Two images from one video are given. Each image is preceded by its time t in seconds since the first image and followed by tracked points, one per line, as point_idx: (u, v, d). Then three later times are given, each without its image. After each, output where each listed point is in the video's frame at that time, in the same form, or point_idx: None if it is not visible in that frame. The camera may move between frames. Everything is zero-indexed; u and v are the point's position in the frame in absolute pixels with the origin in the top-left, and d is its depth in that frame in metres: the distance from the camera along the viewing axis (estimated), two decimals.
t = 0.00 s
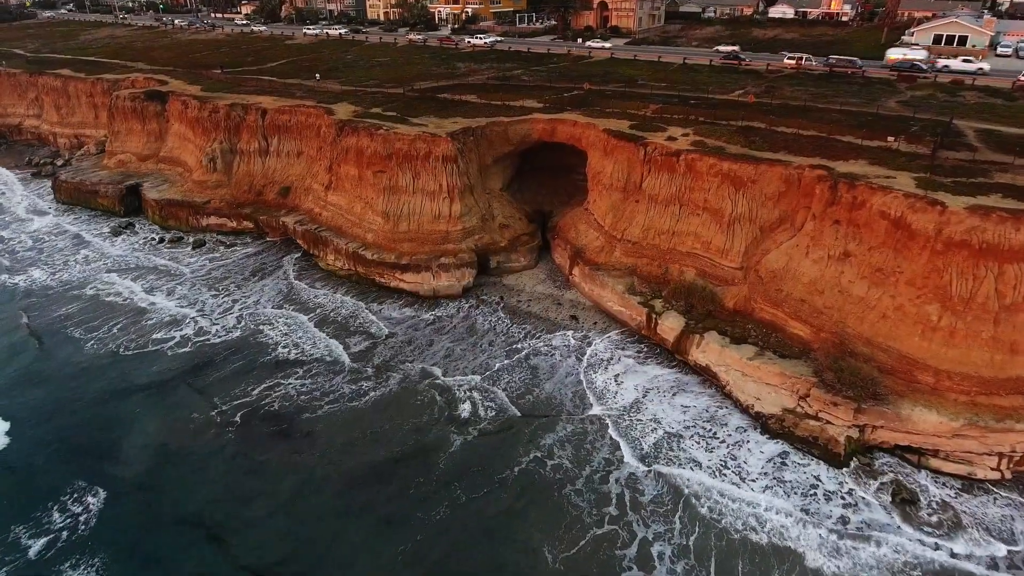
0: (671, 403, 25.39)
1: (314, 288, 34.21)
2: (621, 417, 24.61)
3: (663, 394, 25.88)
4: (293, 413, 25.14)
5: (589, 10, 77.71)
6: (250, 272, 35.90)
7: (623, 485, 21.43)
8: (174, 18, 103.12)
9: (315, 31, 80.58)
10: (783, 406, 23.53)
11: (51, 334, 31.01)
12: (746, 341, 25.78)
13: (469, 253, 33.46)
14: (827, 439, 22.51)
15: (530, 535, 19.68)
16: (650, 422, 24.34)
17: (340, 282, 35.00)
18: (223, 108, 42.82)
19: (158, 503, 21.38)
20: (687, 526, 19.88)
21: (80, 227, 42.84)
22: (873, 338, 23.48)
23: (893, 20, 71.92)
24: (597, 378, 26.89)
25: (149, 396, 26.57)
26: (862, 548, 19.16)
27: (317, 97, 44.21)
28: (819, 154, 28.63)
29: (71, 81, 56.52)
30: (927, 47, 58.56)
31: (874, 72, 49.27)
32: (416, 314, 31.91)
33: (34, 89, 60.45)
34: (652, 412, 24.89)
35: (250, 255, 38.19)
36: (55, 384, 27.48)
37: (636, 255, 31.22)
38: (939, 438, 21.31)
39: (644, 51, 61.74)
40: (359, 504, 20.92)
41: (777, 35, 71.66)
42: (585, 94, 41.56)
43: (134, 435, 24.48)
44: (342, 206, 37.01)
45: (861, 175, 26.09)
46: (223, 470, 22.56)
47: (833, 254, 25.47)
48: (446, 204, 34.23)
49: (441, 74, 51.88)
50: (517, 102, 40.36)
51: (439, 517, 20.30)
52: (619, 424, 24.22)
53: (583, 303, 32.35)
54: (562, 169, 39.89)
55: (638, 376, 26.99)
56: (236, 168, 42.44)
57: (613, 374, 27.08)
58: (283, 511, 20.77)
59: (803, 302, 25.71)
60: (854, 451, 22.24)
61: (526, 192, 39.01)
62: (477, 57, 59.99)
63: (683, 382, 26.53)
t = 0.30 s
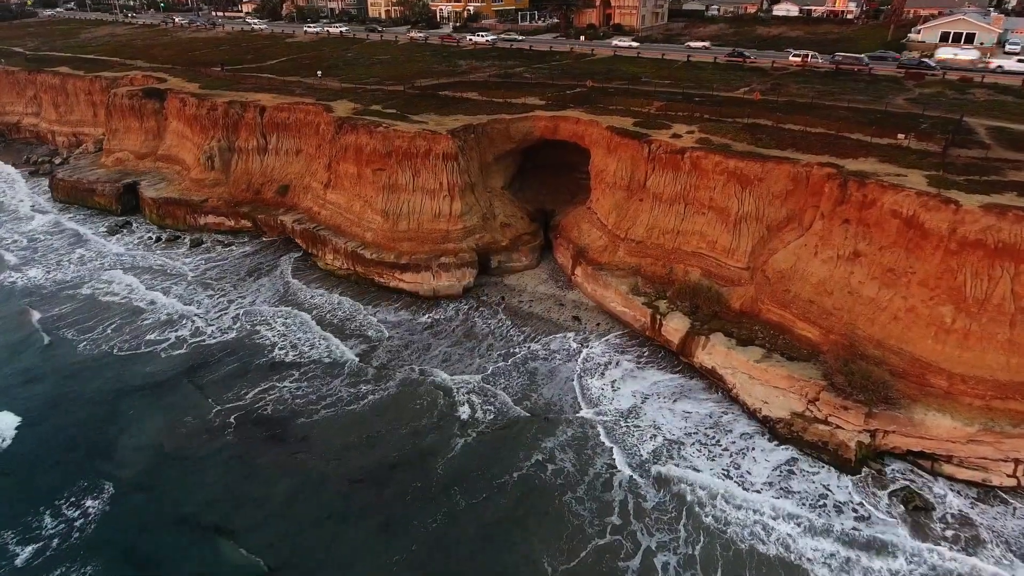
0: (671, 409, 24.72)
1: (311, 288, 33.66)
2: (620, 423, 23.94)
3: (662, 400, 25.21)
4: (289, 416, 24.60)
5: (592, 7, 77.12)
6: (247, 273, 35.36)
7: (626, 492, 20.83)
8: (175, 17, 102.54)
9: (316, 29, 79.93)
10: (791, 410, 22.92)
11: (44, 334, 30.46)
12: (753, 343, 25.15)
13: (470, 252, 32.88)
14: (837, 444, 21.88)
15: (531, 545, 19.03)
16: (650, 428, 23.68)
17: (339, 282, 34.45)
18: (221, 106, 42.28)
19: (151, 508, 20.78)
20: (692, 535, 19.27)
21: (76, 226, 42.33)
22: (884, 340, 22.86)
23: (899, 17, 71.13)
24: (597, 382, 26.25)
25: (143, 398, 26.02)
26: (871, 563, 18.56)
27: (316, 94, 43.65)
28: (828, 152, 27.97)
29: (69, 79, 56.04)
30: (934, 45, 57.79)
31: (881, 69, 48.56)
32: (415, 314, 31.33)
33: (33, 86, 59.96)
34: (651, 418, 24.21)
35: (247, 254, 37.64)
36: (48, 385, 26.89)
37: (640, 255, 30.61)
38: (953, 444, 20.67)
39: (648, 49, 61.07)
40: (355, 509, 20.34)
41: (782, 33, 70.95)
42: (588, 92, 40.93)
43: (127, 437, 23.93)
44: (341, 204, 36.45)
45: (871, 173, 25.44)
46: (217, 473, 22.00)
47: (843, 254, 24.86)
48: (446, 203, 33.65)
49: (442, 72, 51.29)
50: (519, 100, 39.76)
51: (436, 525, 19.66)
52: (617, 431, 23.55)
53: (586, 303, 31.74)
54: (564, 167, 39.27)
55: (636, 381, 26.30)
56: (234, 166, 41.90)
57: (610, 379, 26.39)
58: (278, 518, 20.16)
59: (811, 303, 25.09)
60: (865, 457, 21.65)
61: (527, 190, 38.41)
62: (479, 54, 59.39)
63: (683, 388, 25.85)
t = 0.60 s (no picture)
0: (672, 415, 24.06)
1: (307, 289, 33.10)
2: (615, 431, 23.21)
3: (660, 406, 24.52)
4: (285, 420, 24.05)
5: (594, 5, 76.53)
6: (244, 273, 34.81)
7: (628, 500, 20.24)
8: (175, 15, 102.02)
9: (316, 27, 79.39)
10: (800, 414, 22.32)
11: (37, 334, 29.91)
12: (760, 345, 24.55)
13: (470, 252, 32.29)
14: (847, 449, 21.28)
15: (531, 556, 18.40)
16: (648, 435, 23.00)
17: (337, 282, 33.89)
18: (219, 103, 41.75)
19: (142, 513, 20.20)
20: (696, 546, 18.67)
21: (72, 225, 41.80)
22: (896, 342, 22.26)
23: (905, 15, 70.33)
24: (597, 385, 25.61)
25: (136, 400, 25.45)
26: None
27: (315, 91, 43.09)
28: (836, 149, 27.35)
29: (67, 77, 55.53)
30: (940, 43, 57.00)
31: (888, 66, 47.82)
32: (415, 315, 30.76)
33: (30, 85, 59.45)
34: (648, 425, 23.51)
35: (243, 254, 37.10)
36: (40, 386, 26.34)
37: (644, 255, 30.00)
38: (967, 449, 20.04)
39: (651, 46, 60.42)
40: (351, 516, 19.76)
41: (786, 31, 70.25)
42: (590, 89, 40.32)
43: (119, 441, 23.35)
44: (340, 203, 35.88)
45: (882, 170, 24.82)
46: (210, 478, 21.43)
47: (852, 254, 24.26)
48: (446, 202, 33.06)
49: (443, 69, 50.71)
50: (520, 97, 39.18)
51: (435, 534, 19.05)
52: (612, 439, 22.81)
53: (588, 304, 31.13)
54: (567, 166, 38.67)
55: (634, 386, 25.59)
56: (231, 165, 41.34)
57: (605, 385, 25.64)
58: (272, 524, 19.57)
59: (819, 304, 24.47)
60: (877, 462, 21.02)
61: (529, 189, 37.80)
62: (480, 52, 58.81)
63: (683, 394, 25.14)
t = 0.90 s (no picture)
0: (673, 422, 23.38)
1: (304, 290, 32.52)
2: (613, 439, 22.50)
3: (660, 413, 23.82)
4: (280, 424, 23.47)
5: (596, 2, 75.96)
6: (240, 273, 34.26)
7: (629, 510, 19.61)
8: (175, 13, 101.47)
9: (316, 25, 78.83)
10: (810, 418, 21.70)
11: (30, 335, 29.34)
12: (768, 347, 23.93)
13: (470, 251, 31.68)
14: (859, 454, 20.68)
15: (531, 569, 17.78)
16: (648, 443, 22.34)
17: (336, 282, 33.32)
18: (216, 101, 41.19)
19: (134, 519, 19.63)
20: (701, 560, 18.05)
21: (68, 224, 41.27)
22: (909, 345, 21.65)
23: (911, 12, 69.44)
24: (596, 391, 24.94)
25: (128, 403, 24.83)
26: None
27: (313, 89, 42.50)
28: (846, 147, 26.70)
29: (64, 75, 54.96)
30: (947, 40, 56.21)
31: (894, 63, 47.07)
32: (414, 316, 30.14)
33: (28, 83, 58.90)
34: (648, 432, 22.83)
35: (240, 254, 36.54)
36: (31, 388, 25.77)
37: (648, 255, 29.38)
38: (983, 456, 19.40)
39: (654, 44, 59.80)
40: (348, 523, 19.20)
41: (790, 28, 69.54)
42: (593, 86, 39.69)
43: (111, 444, 22.78)
44: (338, 202, 35.30)
45: (893, 168, 24.16)
46: (203, 483, 20.84)
47: (862, 254, 23.65)
48: (446, 200, 32.46)
49: (443, 67, 50.11)
50: (522, 94, 38.55)
51: (432, 544, 18.44)
52: (608, 447, 22.12)
53: (591, 305, 30.51)
54: (569, 164, 38.03)
55: (634, 391, 24.90)
56: (229, 163, 40.72)
57: (601, 391, 24.90)
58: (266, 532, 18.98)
59: (829, 306, 23.84)
60: (889, 469, 20.40)
61: (531, 187, 37.19)
62: (481, 49, 58.21)
63: (684, 401, 24.41)
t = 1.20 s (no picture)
0: (676, 429, 22.74)
1: (301, 291, 31.98)
2: (610, 448, 21.83)
3: (663, 421, 23.18)
4: (274, 430, 22.88)
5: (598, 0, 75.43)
6: (237, 274, 33.73)
7: (631, 522, 18.96)
8: (176, 12, 101.04)
9: (317, 23, 78.35)
10: (820, 423, 21.07)
11: (22, 335, 28.77)
12: (776, 351, 23.32)
13: (471, 251, 31.09)
14: (871, 461, 20.10)
15: None
16: (649, 452, 21.69)
17: (334, 283, 32.77)
18: (215, 98, 40.67)
19: (124, 526, 19.08)
20: None
21: (64, 223, 40.78)
22: (922, 348, 21.03)
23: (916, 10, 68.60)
24: (597, 396, 24.32)
25: (121, 406, 24.27)
26: None
27: (313, 86, 41.97)
28: (856, 145, 26.04)
29: (62, 72, 54.44)
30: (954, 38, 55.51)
31: (902, 61, 46.38)
32: (413, 318, 29.56)
33: (26, 81, 58.44)
34: (649, 440, 22.20)
35: (237, 254, 36.00)
36: (23, 390, 25.22)
37: (652, 255, 28.77)
38: (1000, 463, 18.78)
39: (657, 41, 59.18)
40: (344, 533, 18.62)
41: (794, 26, 68.90)
42: (596, 83, 39.09)
43: (103, 448, 22.21)
44: (337, 201, 34.74)
45: (906, 166, 23.50)
46: (196, 489, 20.28)
47: (874, 255, 23.01)
48: (446, 199, 31.88)
49: (445, 64, 49.59)
50: (524, 92, 37.97)
51: (430, 556, 17.85)
52: (607, 455, 21.46)
53: (594, 306, 29.92)
54: (571, 163, 37.42)
55: (636, 398, 24.27)
56: (227, 162, 40.17)
57: (597, 398, 24.21)
58: (260, 541, 18.40)
59: (839, 307, 23.21)
60: (902, 477, 19.79)
61: (533, 186, 36.61)
62: (483, 47, 57.68)
63: (688, 409, 23.71)
